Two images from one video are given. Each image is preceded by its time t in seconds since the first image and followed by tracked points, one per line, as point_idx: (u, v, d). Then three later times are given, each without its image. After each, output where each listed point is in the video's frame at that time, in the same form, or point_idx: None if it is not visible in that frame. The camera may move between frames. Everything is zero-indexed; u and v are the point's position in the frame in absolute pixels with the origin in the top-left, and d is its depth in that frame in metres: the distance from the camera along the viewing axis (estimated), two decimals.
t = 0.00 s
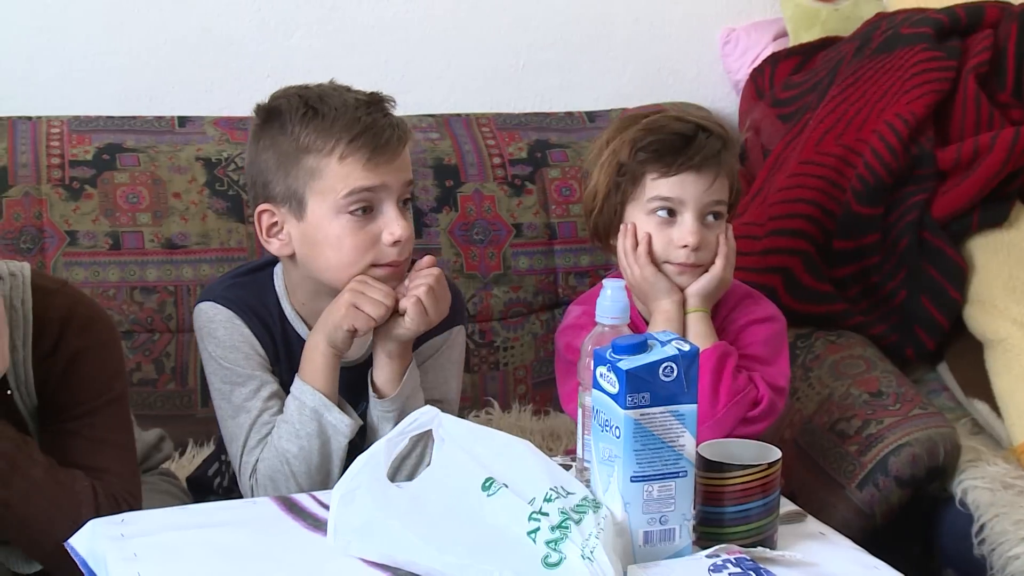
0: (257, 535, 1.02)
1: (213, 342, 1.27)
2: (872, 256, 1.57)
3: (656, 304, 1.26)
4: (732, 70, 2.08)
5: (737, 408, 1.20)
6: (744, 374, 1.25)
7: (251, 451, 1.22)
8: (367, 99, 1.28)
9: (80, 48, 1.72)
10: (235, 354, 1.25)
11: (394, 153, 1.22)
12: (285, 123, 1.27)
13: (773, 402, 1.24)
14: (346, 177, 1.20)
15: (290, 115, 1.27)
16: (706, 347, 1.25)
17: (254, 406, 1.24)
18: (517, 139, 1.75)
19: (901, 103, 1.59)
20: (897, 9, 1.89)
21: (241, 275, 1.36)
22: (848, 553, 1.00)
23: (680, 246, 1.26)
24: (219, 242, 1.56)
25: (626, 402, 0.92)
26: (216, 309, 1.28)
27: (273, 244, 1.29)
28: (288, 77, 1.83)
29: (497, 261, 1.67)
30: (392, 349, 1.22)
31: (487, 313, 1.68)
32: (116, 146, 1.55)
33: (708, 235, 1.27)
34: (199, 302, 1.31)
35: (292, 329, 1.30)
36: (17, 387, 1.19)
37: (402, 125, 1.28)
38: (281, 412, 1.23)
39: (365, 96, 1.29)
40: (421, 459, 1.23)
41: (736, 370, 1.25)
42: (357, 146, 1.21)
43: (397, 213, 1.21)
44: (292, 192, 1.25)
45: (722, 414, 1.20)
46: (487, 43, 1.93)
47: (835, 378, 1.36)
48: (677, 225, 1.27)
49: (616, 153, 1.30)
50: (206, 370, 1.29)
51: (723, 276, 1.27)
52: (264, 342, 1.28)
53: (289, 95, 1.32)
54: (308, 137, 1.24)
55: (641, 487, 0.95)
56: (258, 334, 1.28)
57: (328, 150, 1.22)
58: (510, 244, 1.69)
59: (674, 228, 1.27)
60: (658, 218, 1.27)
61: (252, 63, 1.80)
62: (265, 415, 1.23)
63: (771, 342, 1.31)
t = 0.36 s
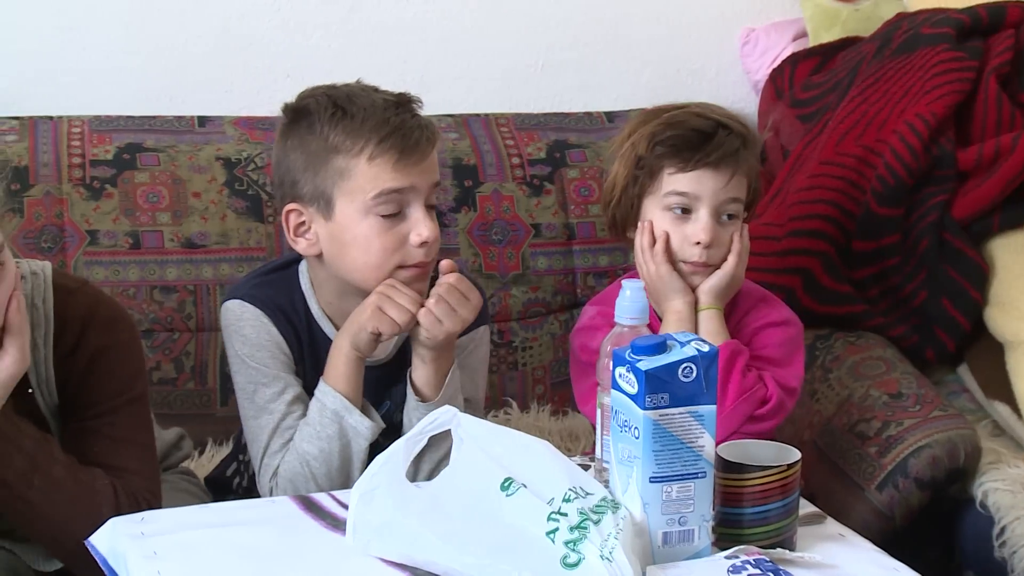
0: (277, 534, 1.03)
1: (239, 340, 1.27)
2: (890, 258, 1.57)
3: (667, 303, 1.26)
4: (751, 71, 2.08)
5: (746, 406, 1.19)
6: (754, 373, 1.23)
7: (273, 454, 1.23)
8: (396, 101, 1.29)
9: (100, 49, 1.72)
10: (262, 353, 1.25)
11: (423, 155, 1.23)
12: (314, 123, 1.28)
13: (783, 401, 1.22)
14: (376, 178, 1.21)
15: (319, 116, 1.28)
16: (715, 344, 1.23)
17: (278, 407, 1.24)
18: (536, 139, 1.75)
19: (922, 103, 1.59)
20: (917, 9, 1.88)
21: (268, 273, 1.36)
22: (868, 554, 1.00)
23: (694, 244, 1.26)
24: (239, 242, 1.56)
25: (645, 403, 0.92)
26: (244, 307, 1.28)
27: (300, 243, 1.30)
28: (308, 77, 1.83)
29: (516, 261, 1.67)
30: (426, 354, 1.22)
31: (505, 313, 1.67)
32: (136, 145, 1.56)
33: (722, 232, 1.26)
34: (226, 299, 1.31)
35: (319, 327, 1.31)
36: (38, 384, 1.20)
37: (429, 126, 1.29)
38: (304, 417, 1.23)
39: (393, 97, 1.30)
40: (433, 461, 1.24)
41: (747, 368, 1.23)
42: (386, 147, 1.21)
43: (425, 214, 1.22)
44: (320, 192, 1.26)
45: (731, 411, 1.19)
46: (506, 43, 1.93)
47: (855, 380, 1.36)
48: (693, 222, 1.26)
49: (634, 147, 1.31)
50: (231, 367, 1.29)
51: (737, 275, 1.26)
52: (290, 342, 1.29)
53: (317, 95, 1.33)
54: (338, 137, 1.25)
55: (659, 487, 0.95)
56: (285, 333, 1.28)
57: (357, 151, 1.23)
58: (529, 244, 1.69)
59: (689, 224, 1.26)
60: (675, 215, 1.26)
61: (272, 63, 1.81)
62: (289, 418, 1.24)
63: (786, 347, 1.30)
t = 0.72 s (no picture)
0: (298, 533, 1.03)
1: (267, 337, 1.29)
2: (913, 259, 1.56)
3: (692, 306, 1.25)
4: (773, 71, 2.08)
5: (772, 407, 1.19)
6: (779, 376, 1.23)
7: (296, 454, 1.24)
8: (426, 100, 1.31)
9: (124, 49, 1.73)
10: (290, 351, 1.27)
11: (451, 152, 1.25)
12: (344, 121, 1.31)
13: (806, 407, 1.22)
14: (404, 174, 1.23)
15: (350, 114, 1.31)
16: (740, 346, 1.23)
17: (302, 407, 1.25)
18: (557, 139, 1.75)
19: (945, 104, 1.58)
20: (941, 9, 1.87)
21: (297, 271, 1.38)
22: (891, 556, 1.00)
23: (712, 249, 1.25)
24: (261, 242, 1.57)
25: (668, 404, 0.92)
26: (273, 304, 1.30)
27: (329, 241, 1.32)
28: (330, 77, 1.84)
29: (537, 261, 1.66)
30: (443, 353, 1.23)
31: (526, 313, 1.67)
32: (159, 145, 1.56)
33: (742, 238, 1.26)
34: (255, 296, 1.33)
35: (347, 326, 1.33)
36: (61, 382, 1.21)
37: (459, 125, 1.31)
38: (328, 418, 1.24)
39: (424, 97, 1.32)
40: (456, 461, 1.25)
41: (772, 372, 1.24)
42: (414, 143, 1.23)
43: (452, 211, 1.24)
44: (349, 189, 1.28)
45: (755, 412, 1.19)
46: (528, 43, 1.93)
47: (877, 381, 1.36)
48: (711, 228, 1.26)
49: (654, 153, 1.31)
50: (258, 364, 1.30)
51: (759, 276, 1.25)
52: (318, 341, 1.30)
53: (349, 96, 1.35)
54: (367, 134, 1.27)
55: (680, 488, 0.95)
56: (313, 332, 1.30)
57: (385, 148, 1.25)
58: (550, 244, 1.69)
59: (707, 231, 1.26)
60: (693, 219, 1.26)
61: (295, 63, 1.81)
62: (313, 419, 1.25)
63: (809, 354, 1.29)
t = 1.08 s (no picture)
0: (332, 531, 1.04)
1: (301, 336, 1.30)
2: (948, 261, 1.55)
3: (732, 307, 1.26)
4: (807, 71, 2.07)
5: (809, 411, 1.20)
6: (818, 381, 1.24)
7: (324, 454, 1.25)
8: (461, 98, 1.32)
9: (160, 48, 1.75)
10: (321, 351, 1.28)
11: (479, 147, 1.24)
12: (379, 117, 1.32)
13: (844, 413, 1.23)
14: (433, 168, 1.23)
15: (384, 110, 1.32)
16: (778, 349, 1.24)
17: (331, 408, 1.26)
18: (589, 139, 1.74)
19: (982, 105, 1.56)
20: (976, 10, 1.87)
21: (333, 270, 1.39)
22: (929, 560, 0.99)
23: (753, 249, 1.26)
24: (293, 241, 1.57)
25: (700, 404, 0.91)
26: (307, 303, 1.31)
27: (361, 236, 1.34)
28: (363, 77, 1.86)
29: (569, 261, 1.66)
30: (455, 361, 1.22)
31: (558, 314, 1.66)
32: (193, 144, 1.57)
33: (784, 239, 1.26)
34: (290, 295, 1.34)
35: (381, 326, 1.32)
36: (96, 380, 1.22)
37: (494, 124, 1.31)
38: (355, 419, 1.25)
39: (459, 94, 1.32)
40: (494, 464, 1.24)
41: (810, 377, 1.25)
42: (444, 138, 1.24)
43: (480, 207, 1.23)
44: (381, 183, 1.29)
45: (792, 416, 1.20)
46: (560, 43, 1.94)
47: (911, 383, 1.35)
48: (752, 229, 1.26)
49: (694, 154, 1.31)
50: (292, 362, 1.31)
51: (802, 275, 1.26)
52: (351, 341, 1.31)
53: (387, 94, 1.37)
54: (399, 128, 1.28)
55: (713, 490, 0.94)
56: (346, 331, 1.30)
57: (416, 142, 1.26)
58: (582, 245, 1.68)
59: (749, 231, 1.26)
60: (733, 220, 1.27)
61: (329, 63, 1.83)
62: (341, 419, 1.25)
63: (846, 360, 1.29)
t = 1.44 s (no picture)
0: (366, 529, 1.04)
1: (327, 333, 1.28)
2: (986, 263, 1.53)
3: (766, 308, 1.25)
4: (844, 72, 2.09)
5: (845, 412, 1.20)
6: (852, 382, 1.24)
7: (344, 451, 1.24)
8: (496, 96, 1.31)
9: (197, 48, 1.80)
10: (346, 348, 1.25)
11: (512, 144, 1.24)
12: (412, 112, 1.32)
13: (880, 413, 1.22)
14: (465, 164, 1.23)
15: (419, 105, 1.32)
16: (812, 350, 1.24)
17: (354, 405, 1.24)
18: (624, 139, 1.73)
19: (1021, 105, 1.53)
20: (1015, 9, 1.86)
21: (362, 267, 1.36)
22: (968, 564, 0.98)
23: (786, 250, 1.25)
24: (328, 240, 1.57)
25: (735, 405, 0.91)
26: (334, 301, 1.28)
27: (391, 229, 1.33)
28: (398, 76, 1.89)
29: (603, 261, 1.66)
30: (458, 364, 1.19)
31: (592, 313, 1.66)
32: (229, 144, 1.58)
33: (816, 239, 1.25)
34: (319, 292, 1.31)
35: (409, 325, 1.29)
36: (132, 378, 1.24)
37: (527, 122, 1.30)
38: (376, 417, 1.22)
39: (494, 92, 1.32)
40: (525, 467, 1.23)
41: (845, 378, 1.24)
42: (477, 134, 1.23)
43: (511, 205, 1.23)
44: (413, 178, 1.29)
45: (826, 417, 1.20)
46: (595, 44, 1.97)
47: (947, 386, 1.34)
48: (785, 229, 1.25)
49: (728, 153, 1.31)
50: (317, 359, 1.29)
51: (835, 278, 1.24)
52: (377, 339, 1.27)
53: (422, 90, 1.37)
54: (433, 123, 1.28)
55: (748, 492, 0.94)
56: (372, 330, 1.27)
57: (449, 138, 1.25)
58: (616, 245, 1.68)
59: (781, 232, 1.25)
60: (766, 220, 1.26)
61: (365, 63, 1.87)
62: (364, 417, 1.24)
63: (882, 360, 1.29)
